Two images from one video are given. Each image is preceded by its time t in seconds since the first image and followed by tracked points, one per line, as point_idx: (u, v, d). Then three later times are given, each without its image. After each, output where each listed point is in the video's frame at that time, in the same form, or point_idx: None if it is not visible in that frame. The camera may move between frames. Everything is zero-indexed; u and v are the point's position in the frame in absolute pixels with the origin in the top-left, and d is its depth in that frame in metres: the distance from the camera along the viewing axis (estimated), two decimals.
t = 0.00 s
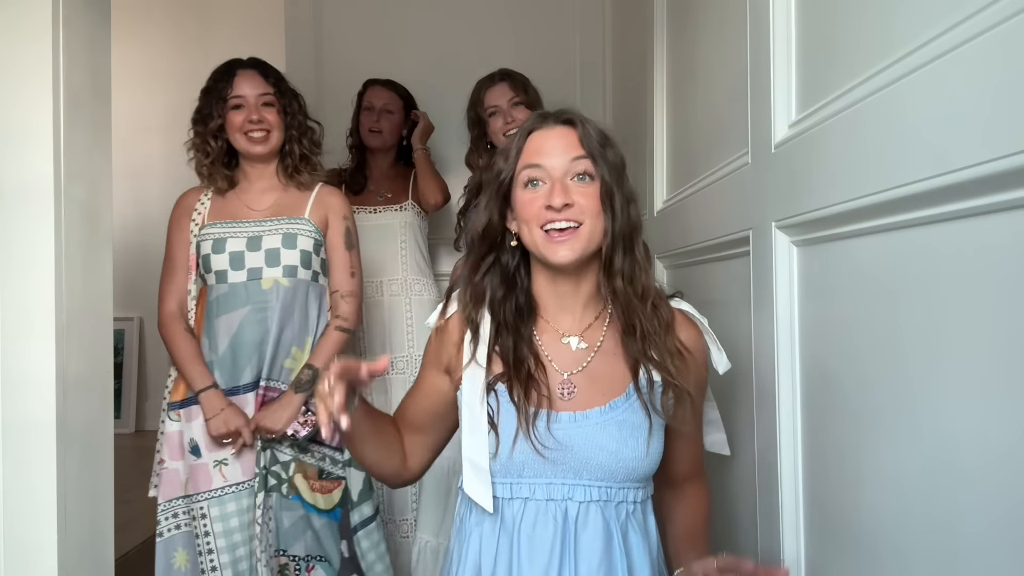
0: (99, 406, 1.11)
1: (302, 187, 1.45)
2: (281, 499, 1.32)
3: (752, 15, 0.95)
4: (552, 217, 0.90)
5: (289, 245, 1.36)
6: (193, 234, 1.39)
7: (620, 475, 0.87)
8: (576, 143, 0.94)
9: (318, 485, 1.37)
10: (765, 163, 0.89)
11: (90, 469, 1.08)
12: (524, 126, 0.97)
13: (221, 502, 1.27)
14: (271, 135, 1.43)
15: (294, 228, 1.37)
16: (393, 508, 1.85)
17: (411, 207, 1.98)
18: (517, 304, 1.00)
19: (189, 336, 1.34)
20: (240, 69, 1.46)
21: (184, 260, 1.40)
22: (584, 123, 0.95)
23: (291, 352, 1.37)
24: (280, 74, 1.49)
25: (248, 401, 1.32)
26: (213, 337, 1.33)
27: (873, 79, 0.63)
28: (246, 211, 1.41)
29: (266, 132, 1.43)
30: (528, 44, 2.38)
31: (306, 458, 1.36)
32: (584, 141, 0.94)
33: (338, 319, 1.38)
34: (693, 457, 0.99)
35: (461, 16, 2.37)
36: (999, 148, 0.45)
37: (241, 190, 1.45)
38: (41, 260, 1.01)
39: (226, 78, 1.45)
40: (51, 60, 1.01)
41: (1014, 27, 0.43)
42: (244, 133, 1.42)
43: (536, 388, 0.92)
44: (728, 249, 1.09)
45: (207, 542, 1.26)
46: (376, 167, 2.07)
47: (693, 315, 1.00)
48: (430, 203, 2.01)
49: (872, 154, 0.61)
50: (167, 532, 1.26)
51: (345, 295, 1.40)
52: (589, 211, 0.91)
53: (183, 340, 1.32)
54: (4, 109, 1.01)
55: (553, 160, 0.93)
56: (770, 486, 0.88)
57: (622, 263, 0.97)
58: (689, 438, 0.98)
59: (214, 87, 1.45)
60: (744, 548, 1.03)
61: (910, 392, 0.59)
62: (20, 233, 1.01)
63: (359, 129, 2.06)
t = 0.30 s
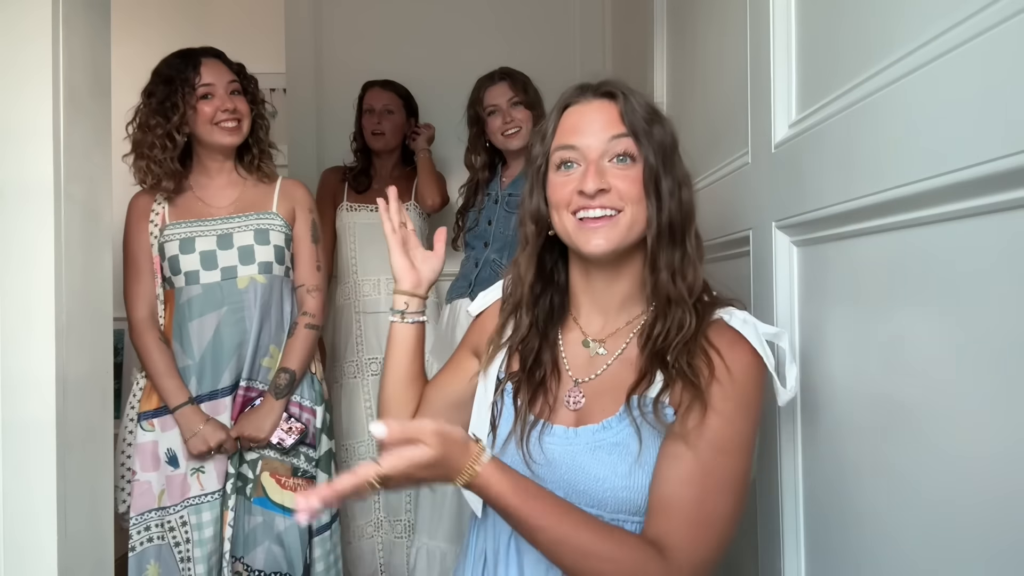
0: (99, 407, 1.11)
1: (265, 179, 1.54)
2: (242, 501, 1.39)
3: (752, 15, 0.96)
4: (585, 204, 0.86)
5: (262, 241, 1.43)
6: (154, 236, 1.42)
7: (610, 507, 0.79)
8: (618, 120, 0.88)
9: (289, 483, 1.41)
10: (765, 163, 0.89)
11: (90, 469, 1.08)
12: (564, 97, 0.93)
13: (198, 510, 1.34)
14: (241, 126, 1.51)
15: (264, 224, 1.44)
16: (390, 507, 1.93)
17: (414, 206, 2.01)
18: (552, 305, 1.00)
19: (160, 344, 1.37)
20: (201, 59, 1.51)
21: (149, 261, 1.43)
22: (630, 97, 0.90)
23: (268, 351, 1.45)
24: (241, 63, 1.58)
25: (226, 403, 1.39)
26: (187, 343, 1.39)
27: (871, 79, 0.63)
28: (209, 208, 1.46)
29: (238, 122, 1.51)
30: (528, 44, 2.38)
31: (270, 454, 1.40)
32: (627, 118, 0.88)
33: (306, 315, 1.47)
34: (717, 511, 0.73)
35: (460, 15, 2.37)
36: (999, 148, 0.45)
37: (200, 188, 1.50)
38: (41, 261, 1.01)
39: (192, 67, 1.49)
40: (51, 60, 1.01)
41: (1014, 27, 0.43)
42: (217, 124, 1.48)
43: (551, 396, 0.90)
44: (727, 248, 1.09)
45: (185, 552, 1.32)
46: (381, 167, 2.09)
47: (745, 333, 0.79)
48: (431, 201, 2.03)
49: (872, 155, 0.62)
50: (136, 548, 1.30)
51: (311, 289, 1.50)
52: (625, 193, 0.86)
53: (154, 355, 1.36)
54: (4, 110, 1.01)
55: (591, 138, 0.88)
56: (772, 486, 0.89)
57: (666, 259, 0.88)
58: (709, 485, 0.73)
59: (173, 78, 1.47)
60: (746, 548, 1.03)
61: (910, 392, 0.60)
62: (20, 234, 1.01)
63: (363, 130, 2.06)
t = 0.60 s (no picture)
0: (99, 407, 1.11)
1: (261, 182, 1.54)
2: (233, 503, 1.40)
3: (752, 16, 0.96)
4: (574, 199, 0.84)
5: (258, 242, 1.44)
6: (147, 233, 1.42)
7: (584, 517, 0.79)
8: (615, 107, 0.84)
9: (280, 485, 1.42)
10: (766, 162, 0.89)
11: (90, 468, 1.08)
12: (573, 75, 0.89)
13: (190, 512, 1.34)
14: (242, 134, 1.52)
15: (261, 226, 1.45)
16: (377, 508, 1.94)
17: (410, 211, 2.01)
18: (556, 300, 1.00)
19: (153, 343, 1.37)
20: (198, 68, 1.50)
21: (142, 256, 1.42)
22: (634, 79, 0.84)
23: (261, 352, 1.46)
24: (237, 67, 1.58)
25: (219, 404, 1.40)
26: (181, 342, 1.39)
27: (871, 79, 0.63)
28: (206, 208, 1.47)
29: (240, 131, 1.51)
30: (528, 44, 2.38)
31: (259, 456, 1.42)
32: (628, 105, 0.83)
33: (296, 316, 1.49)
34: (677, 531, 0.70)
35: (460, 15, 2.37)
36: (999, 148, 0.45)
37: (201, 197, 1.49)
38: (41, 261, 1.01)
39: (189, 80, 1.48)
40: (51, 60, 1.01)
41: (1015, 28, 0.43)
42: (220, 134, 1.49)
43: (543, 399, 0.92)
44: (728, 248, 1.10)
45: (173, 557, 1.32)
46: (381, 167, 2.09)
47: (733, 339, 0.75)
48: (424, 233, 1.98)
49: (872, 156, 0.62)
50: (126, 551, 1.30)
51: (301, 291, 1.51)
52: (618, 188, 0.82)
53: (150, 356, 1.35)
54: (4, 110, 1.01)
55: (586, 127, 0.84)
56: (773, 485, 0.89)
57: (672, 256, 0.83)
58: (664, 508, 0.70)
59: (171, 89, 1.46)
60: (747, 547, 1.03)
61: (910, 392, 0.60)
62: (19, 234, 1.01)
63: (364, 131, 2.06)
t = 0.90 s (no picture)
0: (99, 406, 1.11)
1: (264, 180, 1.54)
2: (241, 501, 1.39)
3: (752, 16, 0.96)
4: (555, 202, 0.84)
5: (264, 239, 1.44)
6: (154, 234, 1.43)
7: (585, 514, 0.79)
8: (596, 110, 0.84)
9: (289, 484, 1.43)
10: (766, 162, 0.89)
11: (90, 468, 1.08)
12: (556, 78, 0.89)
13: (199, 509, 1.35)
14: (245, 135, 1.52)
15: (267, 223, 1.45)
16: (375, 511, 1.92)
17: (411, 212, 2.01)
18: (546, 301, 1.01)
19: (159, 341, 1.37)
20: (200, 70, 1.50)
21: (147, 258, 1.42)
22: (615, 82, 0.84)
23: (268, 350, 1.46)
24: (237, 69, 1.57)
25: (224, 402, 1.39)
26: (187, 340, 1.39)
27: (871, 80, 0.63)
28: (209, 208, 1.47)
29: (242, 132, 1.51)
30: (528, 43, 2.38)
31: (270, 454, 1.41)
32: (608, 109, 0.83)
33: (301, 314, 1.47)
34: (671, 527, 0.71)
35: (460, 14, 2.37)
36: (999, 149, 0.45)
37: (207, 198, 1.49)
38: (41, 260, 1.01)
39: (191, 84, 1.48)
40: (50, 59, 1.01)
41: (1014, 27, 0.43)
42: (222, 136, 1.49)
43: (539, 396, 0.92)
44: (728, 248, 1.09)
45: (183, 553, 1.31)
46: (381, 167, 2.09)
47: (725, 338, 0.76)
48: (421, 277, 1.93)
49: (872, 155, 0.62)
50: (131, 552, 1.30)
51: (307, 288, 1.50)
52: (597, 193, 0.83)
53: (158, 353, 1.36)
54: (4, 109, 1.01)
55: (567, 131, 0.84)
56: (773, 485, 0.89)
57: (649, 264, 0.84)
58: (656, 506, 0.70)
59: (173, 92, 1.47)
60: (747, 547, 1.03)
61: (909, 393, 0.60)
62: (19, 235, 1.01)
63: (363, 132, 2.06)
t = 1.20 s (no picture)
0: (99, 407, 1.11)
1: (273, 181, 1.54)
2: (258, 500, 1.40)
3: (752, 16, 0.95)
4: (542, 202, 0.83)
5: (272, 239, 1.44)
6: (161, 232, 1.42)
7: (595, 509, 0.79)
8: (579, 112, 0.84)
9: (305, 484, 1.44)
10: (766, 162, 0.89)
11: (90, 468, 1.08)
12: (537, 81, 0.89)
13: (211, 508, 1.33)
14: (250, 134, 1.51)
15: (275, 224, 1.45)
16: (364, 517, 1.92)
17: (411, 219, 1.99)
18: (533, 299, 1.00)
19: (166, 339, 1.37)
20: (208, 66, 1.51)
21: (154, 257, 1.43)
22: (598, 84, 0.84)
23: (278, 351, 1.45)
24: (246, 67, 1.58)
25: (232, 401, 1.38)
26: (195, 338, 1.38)
27: (871, 79, 0.63)
28: (217, 207, 1.47)
29: (246, 130, 1.51)
30: (528, 43, 2.38)
31: (285, 454, 1.44)
32: (592, 112, 0.83)
33: (318, 314, 1.51)
34: (682, 521, 0.72)
35: (461, 14, 2.37)
36: (999, 148, 0.45)
37: (212, 195, 1.49)
38: (40, 260, 1.01)
39: (197, 79, 1.49)
40: (50, 60, 1.01)
41: (1014, 27, 0.43)
42: (226, 133, 1.49)
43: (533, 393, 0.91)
44: (728, 248, 1.09)
45: (196, 552, 1.30)
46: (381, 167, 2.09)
47: (723, 327, 0.77)
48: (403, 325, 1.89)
49: (871, 154, 0.61)
50: (144, 552, 1.29)
51: (322, 289, 1.53)
52: (585, 192, 0.83)
53: (164, 350, 1.36)
54: (3, 109, 1.01)
55: (553, 132, 0.84)
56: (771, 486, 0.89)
57: (637, 260, 0.85)
58: (668, 502, 0.71)
59: (179, 88, 1.48)
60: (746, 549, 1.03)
61: (909, 395, 0.59)
62: (19, 236, 1.01)
63: (363, 130, 2.06)
